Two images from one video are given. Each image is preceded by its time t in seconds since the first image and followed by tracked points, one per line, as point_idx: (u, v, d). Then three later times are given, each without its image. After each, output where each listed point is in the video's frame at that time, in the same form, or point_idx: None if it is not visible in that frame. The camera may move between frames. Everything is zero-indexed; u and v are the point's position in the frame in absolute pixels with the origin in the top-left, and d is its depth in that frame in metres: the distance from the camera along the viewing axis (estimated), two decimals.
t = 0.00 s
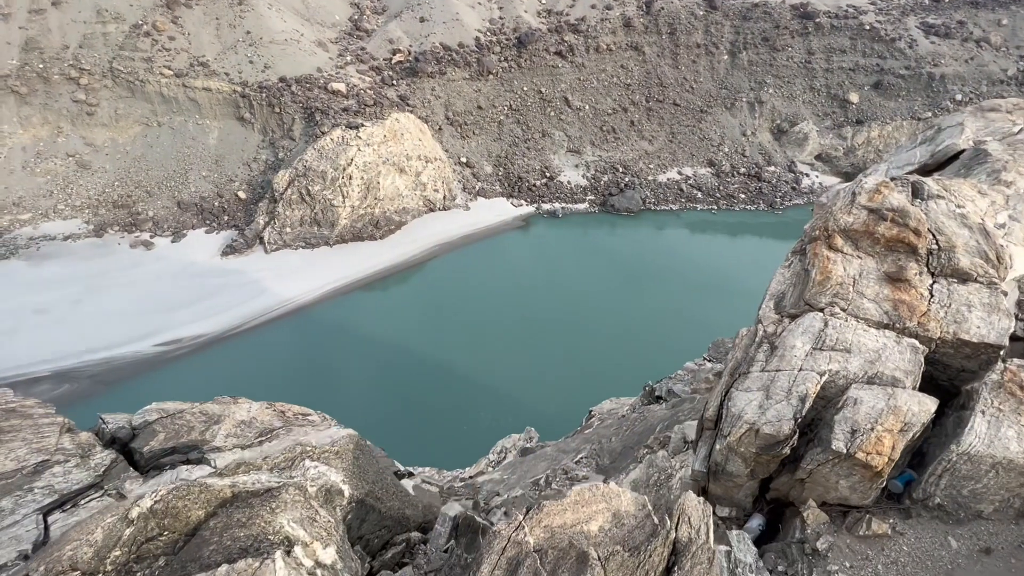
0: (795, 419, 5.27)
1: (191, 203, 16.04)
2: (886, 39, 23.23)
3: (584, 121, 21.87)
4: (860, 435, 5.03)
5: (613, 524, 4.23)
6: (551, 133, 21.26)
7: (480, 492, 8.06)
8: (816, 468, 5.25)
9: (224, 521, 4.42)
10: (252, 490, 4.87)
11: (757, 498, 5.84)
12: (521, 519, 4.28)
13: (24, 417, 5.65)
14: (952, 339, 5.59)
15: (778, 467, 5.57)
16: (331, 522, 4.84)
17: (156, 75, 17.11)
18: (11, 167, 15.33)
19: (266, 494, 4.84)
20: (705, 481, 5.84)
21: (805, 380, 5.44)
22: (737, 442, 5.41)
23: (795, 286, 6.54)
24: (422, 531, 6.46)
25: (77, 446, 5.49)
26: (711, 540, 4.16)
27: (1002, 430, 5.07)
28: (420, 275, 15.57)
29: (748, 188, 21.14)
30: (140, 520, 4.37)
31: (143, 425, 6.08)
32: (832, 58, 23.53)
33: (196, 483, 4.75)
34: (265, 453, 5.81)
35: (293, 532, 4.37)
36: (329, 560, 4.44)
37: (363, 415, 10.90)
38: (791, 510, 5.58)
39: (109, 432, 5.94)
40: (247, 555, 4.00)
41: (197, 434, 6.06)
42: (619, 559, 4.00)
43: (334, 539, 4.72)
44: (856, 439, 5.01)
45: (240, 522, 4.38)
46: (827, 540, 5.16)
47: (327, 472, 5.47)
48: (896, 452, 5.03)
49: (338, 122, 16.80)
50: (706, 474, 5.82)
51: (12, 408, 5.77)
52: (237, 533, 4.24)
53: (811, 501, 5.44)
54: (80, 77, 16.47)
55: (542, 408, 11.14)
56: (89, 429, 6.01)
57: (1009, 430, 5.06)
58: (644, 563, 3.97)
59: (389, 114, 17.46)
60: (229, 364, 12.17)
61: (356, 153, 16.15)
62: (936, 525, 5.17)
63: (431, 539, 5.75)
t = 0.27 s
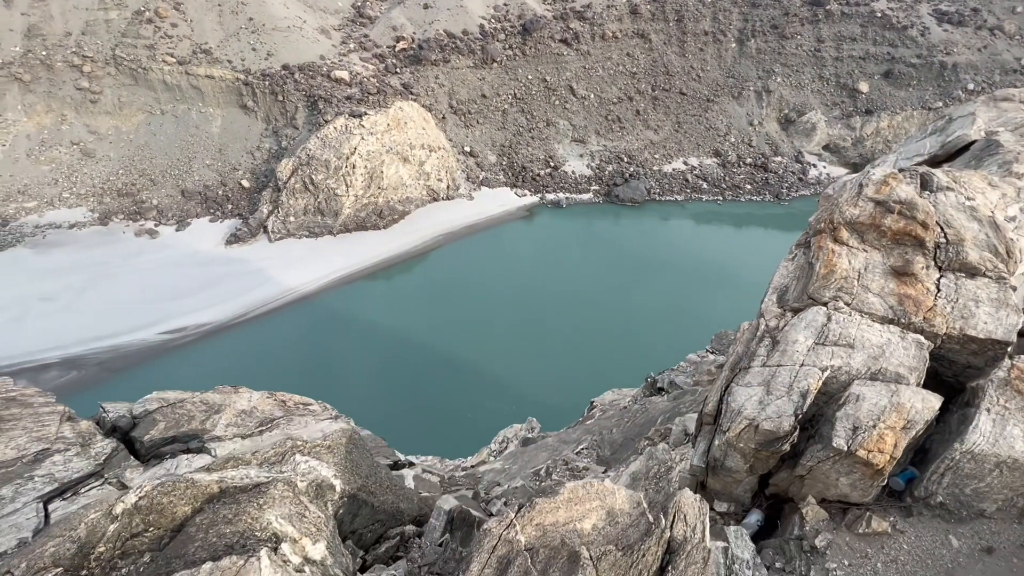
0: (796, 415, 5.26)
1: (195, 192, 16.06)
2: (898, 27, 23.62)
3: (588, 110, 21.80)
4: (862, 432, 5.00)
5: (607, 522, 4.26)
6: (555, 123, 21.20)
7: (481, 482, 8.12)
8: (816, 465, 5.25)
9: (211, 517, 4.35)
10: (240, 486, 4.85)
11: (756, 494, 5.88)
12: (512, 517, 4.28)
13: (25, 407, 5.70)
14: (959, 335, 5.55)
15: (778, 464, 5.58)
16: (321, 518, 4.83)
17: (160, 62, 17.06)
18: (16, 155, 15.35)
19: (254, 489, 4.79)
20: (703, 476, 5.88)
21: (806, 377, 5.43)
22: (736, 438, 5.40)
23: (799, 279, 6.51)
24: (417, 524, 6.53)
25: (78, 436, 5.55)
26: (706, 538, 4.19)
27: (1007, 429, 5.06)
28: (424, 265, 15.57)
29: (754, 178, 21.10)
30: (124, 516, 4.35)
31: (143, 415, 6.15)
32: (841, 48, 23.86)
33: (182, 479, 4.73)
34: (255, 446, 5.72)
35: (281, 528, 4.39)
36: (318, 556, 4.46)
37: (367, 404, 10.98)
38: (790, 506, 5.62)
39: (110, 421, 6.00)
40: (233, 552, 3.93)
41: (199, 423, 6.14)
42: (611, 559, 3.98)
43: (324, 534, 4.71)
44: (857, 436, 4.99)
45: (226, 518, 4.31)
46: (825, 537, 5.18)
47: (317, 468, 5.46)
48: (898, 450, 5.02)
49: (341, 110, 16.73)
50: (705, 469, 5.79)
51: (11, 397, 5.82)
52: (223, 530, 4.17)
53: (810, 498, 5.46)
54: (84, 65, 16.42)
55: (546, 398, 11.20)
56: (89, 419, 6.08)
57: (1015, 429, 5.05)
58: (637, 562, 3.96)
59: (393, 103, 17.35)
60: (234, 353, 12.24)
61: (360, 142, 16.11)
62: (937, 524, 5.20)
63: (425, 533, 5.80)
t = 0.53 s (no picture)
0: (794, 408, 5.29)
1: (199, 183, 16.08)
2: (908, 19, 23.55)
3: (593, 102, 21.70)
4: (861, 426, 5.03)
5: (601, 513, 4.23)
6: (559, 115, 21.09)
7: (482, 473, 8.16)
8: (813, 459, 5.29)
9: (203, 505, 4.28)
10: (234, 474, 4.68)
11: (753, 487, 5.93)
12: (506, 508, 4.25)
13: (27, 394, 5.76)
14: (961, 329, 5.53)
15: (775, 457, 5.62)
16: (315, 506, 4.72)
17: (163, 52, 17.03)
18: (21, 146, 15.39)
19: (247, 477, 4.65)
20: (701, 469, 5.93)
21: (805, 370, 5.44)
22: (734, 431, 5.43)
23: (800, 273, 6.47)
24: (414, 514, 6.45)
25: (79, 424, 5.61)
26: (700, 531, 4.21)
27: (1008, 423, 5.04)
28: (428, 257, 15.60)
29: (759, 172, 20.96)
30: (117, 503, 4.31)
31: (145, 404, 6.30)
32: (850, 39, 23.87)
33: (175, 465, 4.63)
34: (248, 437, 5.70)
35: (274, 516, 4.31)
36: (312, 545, 4.40)
37: (372, 396, 11.08)
38: (788, 499, 5.66)
39: (113, 410, 6.11)
40: (224, 540, 3.93)
41: (200, 413, 6.29)
42: (604, 550, 3.99)
43: (319, 523, 4.64)
44: (856, 430, 5.02)
45: (219, 506, 4.26)
46: (823, 531, 5.18)
47: (313, 456, 5.29)
48: (897, 444, 5.03)
49: (344, 101, 16.67)
50: (703, 462, 5.84)
51: (14, 385, 5.88)
52: (215, 518, 4.13)
53: (807, 492, 5.49)
54: (87, 55, 16.38)
55: (550, 390, 11.29)
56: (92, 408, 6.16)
57: (1016, 423, 5.03)
58: (630, 553, 3.99)
59: (396, 94, 17.27)
60: (239, 344, 12.32)
61: (363, 133, 16.06)
62: (936, 518, 5.18)
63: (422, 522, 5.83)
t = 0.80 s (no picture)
0: (793, 403, 5.28)
1: (202, 176, 16.10)
2: (915, 13, 23.31)
3: (596, 97, 21.61)
4: (860, 421, 5.01)
5: (597, 506, 4.25)
6: (563, 109, 21.02)
7: (482, 467, 8.21)
8: (812, 454, 5.29)
9: (200, 494, 4.33)
10: (231, 464, 4.72)
11: (751, 483, 5.95)
12: (502, 500, 4.26)
13: (30, 385, 5.83)
14: (963, 325, 5.51)
15: (774, 452, 5.62)
16: (312, 497, 4.79)
17: (166, 45, 17.00)
18: (25, 139, 15.44)
19: (245, 468, 4.71)
20: (700, 464, 5.95)
21: (804, 366, 5.43)
22: (732, 426, 5.44)
23: (802, 268, 6.46)
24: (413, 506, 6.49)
25: (81, 415, 5.67)
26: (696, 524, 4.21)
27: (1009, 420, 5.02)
28: (430, 250, 15.61)
29: (763, 168, 20.84)
30: (114, 492, 4.32)
31: (146, 395, 6.35)
32: (857, 34, 23.69)
33: (172, 455, 4.65)
34: (247, 428, 5.72)
35: (271, 506, 4.37)
36: (309, 535, 4.45)
37: (375, 388, 11.15)
38: (785, 495, 5.68)
39: (115, 401, 6.16)
40: (221, 529, 3.97)
41: (201, 404, 6.32)
42: (599, 543, 4.00)
43: (316, 513, 4.71)
44: (855, 425, 5.00)
45: (215, 496, 4.31)
46: (820, 526, 5.19)
47: (311, 447, 5.28)
48: (895, 440, 5.02)
49: (347, 95, 16.64)
50: (701, 457, 5.86)
51: (17, 375, 5.93)
52: (212, 508, 4.18)
53: (805, 487, 5.50)
54: (90, 47, 16.36)
55: (552, 383, 11.34)
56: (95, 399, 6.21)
57: (1017, 420, 5.00)
58: (624, 546, 4.01)
59: (399, 87, 17.22)
60: (243, 336, 12.39)
61: (365, 127, 16.04)
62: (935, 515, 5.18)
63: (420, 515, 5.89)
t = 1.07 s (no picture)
0: (789, 404, 5.28)
1: (203, 171, 16.10)
2: (921, 11, 23.22)
3: (599, 94, 21.55)
4: (855, 422, 5.01)
5: (590, 506, 4.31)
6: (566, 106, 20.97)
7: (481, 463, 8.24)
8: (808, 455, 5.28)
9: (192, 492, 4.33)
10: (225, 462, 4.76)
11: (747, 482, 5.95)
12: (495, 499, 4.29)
13: (30, 379, 5.85)
14: (961, 327, 5.50)
15: (770, 452, 5.63)
16: (306, 495, 4.85)
17: (168, 39, 16.96)
18: (27, 132, 15.44)
19: (238, 465, 4.73)
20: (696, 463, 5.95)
21: (800, 367, 5.43)
22: (728, 426, 5.44)
23: (801, 268, 6.46)
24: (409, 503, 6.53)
25: (80, 410, 5.69)
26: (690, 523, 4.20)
27: (1005, 422, 5.03)
28: (431, 246, 15.61)
29: (765, 167, 20.75)
30: (108, 488, 4.35)
31: (145, 390, 6.38)
32: (862, 31, 23.63)
33: (165, 453, 4.68)
34: (242, 425, 5.75)
35: (264, 504, 4.39)
36: (302, 532, 4.48)
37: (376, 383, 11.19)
38: (781, 495, 5.68)
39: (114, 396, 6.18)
40: (214, 527, 3.98)
41: (201, 400, 6.35)
42: (591, 543, 4.04)
43: (309, 511, 4.74)
44: (851, 426, 5.00)
45: (208, 493, 4.31)
46: (815, 526, 5.20)
47: (305, 445, 5.32)
48: (891, 441, 5.00)
49: (348, 90, 16.60)
50: (697, 456, 5.89)
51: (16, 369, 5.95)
52: (205, 505, 4.17)
53: (801, 487, 5.50)
54: (92, 41, 16.31)
55: (552, 380, 11.38)
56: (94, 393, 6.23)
57: (1013, 422, 5.01)
58: (617, 546, 4.02)
59: (401, 83, 17.18)
60: (244, 331, 12.41)
61: (367, 123, 16.03)
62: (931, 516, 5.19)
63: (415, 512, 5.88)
